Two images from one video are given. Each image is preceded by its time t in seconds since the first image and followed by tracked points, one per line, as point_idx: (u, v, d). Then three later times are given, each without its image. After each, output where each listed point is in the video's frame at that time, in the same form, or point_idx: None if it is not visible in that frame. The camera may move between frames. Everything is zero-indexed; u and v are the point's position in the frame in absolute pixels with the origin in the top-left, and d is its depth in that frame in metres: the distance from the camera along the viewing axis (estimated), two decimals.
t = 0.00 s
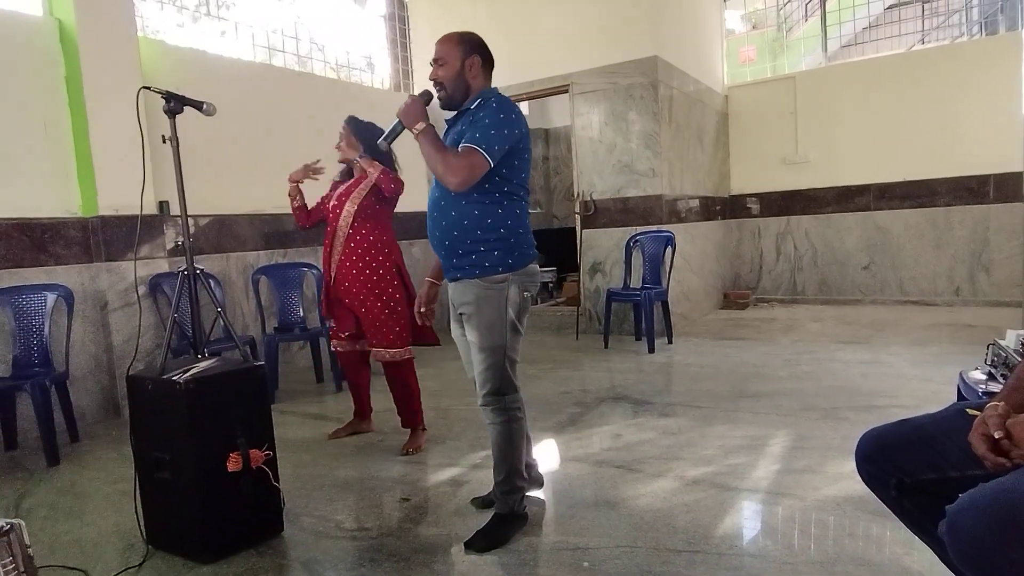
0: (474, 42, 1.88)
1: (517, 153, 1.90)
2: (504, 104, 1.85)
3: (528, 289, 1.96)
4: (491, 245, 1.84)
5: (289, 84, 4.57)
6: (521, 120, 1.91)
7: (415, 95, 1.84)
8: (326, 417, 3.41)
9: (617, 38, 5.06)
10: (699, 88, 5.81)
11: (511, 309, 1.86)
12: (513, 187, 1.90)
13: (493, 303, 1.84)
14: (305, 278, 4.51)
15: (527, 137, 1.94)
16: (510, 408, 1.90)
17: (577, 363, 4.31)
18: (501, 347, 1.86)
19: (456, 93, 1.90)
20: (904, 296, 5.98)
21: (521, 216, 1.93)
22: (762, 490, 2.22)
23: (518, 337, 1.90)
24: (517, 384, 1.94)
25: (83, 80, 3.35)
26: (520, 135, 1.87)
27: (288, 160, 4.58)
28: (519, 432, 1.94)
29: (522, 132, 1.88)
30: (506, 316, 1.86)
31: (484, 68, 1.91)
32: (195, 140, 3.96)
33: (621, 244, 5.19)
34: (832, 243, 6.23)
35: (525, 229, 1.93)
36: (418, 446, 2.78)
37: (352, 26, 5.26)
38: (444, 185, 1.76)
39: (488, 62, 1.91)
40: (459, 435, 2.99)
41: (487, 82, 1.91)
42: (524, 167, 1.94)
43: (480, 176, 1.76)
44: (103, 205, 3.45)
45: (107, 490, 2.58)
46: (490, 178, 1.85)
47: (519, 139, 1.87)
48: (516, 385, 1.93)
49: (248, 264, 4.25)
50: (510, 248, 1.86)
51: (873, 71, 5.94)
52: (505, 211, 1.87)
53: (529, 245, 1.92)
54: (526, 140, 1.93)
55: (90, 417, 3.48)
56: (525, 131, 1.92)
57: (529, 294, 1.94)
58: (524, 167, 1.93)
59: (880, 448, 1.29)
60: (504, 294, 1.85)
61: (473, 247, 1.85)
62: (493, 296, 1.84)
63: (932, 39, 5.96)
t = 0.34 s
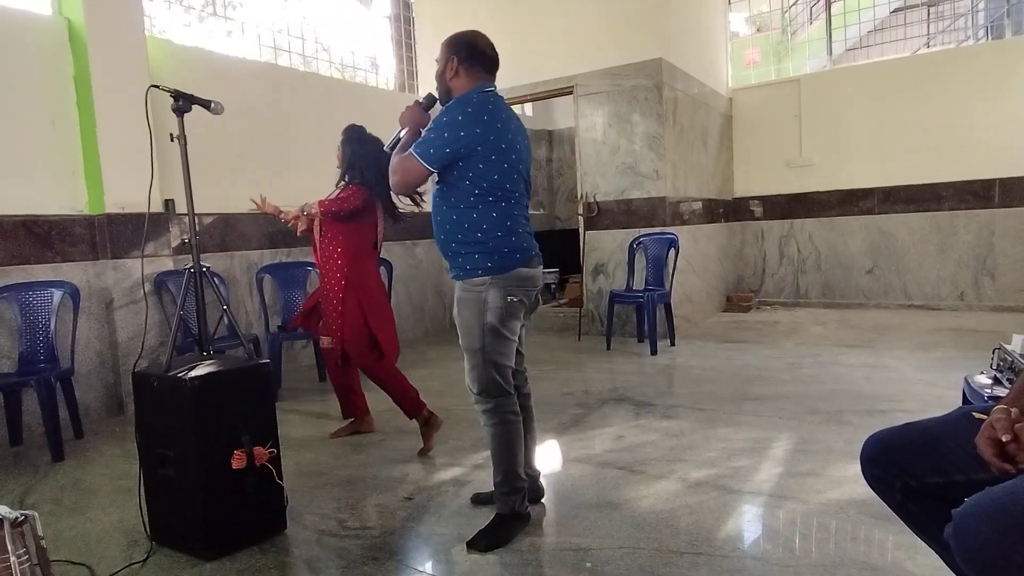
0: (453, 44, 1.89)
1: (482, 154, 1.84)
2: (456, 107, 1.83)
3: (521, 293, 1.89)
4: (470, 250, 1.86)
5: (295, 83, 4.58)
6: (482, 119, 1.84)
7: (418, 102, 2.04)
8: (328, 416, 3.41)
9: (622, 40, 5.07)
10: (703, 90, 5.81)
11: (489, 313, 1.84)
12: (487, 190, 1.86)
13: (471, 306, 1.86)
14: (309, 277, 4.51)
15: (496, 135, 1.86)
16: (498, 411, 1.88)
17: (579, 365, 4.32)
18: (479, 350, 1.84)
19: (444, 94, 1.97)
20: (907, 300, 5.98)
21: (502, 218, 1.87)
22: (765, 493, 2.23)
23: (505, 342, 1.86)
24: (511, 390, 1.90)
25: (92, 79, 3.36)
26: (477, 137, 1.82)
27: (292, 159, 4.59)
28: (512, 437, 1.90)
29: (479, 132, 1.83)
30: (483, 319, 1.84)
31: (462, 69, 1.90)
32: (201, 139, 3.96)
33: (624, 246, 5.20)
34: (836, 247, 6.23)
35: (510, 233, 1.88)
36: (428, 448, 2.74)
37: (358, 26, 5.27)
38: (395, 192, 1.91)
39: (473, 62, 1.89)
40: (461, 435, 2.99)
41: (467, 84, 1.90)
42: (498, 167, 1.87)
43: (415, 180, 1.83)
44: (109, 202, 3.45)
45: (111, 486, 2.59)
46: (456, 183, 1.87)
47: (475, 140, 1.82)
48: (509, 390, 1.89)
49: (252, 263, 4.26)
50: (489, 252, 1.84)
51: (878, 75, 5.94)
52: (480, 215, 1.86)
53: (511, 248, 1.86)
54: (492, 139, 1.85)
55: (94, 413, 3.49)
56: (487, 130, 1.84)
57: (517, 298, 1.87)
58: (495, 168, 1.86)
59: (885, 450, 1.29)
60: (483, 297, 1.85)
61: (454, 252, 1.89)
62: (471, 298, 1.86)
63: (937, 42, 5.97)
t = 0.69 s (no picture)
0: (456, 53, 1.92)
1: (465, 160, 1.85)
2: (440, 116, 1.87)
3: (510, 294, 1.85)
4: (461, 252, 1.88)
5: (299, 85, 4.60)
6: (464, 125, 1.84)
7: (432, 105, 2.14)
8: (330, 417, 3.41)
9: (626, 42, 5.07)
10: (707, 93, 5.81)
11: (473, 313, 1.83)
12: (473, 195, 1.86)
13: (460, 306, 1.87)
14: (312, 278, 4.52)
15: (479, 141, 1.85)
16: (487, 412, 1.87)
17: (582, 367, 4.31)
18: (464, 350, 1.84)
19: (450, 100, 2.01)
20: (911, 304, 5.96)
21: (491, 222, 1.86)
22: (767, 497, 2.22)
23: (491, 343, 1.83)
24: (501, 391, 1.87)
25: (96, 79, 3.38)
26: (458, 144, 1.84)
27: (297, 161, 4.60)
28: (503, 439, 1.88)
29: (457, 138, 1.84)
30: (467, 320, 1.84)
31: (464, 79, 1.93)
32: (205, 139, 3.98)
33: (627, 248, 5.20)
34: (839, 250, 6.22)
35: (499, 237, 1.85)
36: (430, 446, 2.77)
37: (362, 28, 5.29)
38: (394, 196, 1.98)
39: (473, 71, 1.91)
40: (462, 437, 2.99)
41: (467, 92, 1.93)
42: (483, 172, 1.85)
43: (405, 183, 1.89)
44: (113, 203, 3.46)
45: (113, 486, 2.59)
46: (448, 188, 1.91)
47: (454, 146, 1.84)
48: (499, 392, 1.86)
49: (255, 264, 4.26)
50: (476, 254, 1.85)
51: (882, 78, 5.93)
52: (469, 219, 1.87)
53: (495, 251, 1.84)
54: (473, 145, 1.84)
55: (97, 413, 3.50)
56: (468, 136, 1.84)
57: (504, 299, 1.84)
58: (479, 173, 1.85)
59: (886, 456, 1.29)
60: (469, 297, 1.85)
61: (450, 254, 1.93)
62: (460, 299, 1.88)
63: (941, 46, 6.00)
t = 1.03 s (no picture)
0: (476, 59, 1.94)
1: (482, 164, 1.86)
2: (458, 120, 1.87)
3: (517, 295, 1.86)
4: (475, 254, 1.89)
5: (302, 85, 4.60)
6: (482, 130, 1.85)
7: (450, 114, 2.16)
8: (331, 417, 3.41)
9: (628, 43, 5.07)
10: (710, 94, 5.81)
11: (480, 310, 1.83)
12: (488, 198, 1.87)
13: (467, 302, 1.87)
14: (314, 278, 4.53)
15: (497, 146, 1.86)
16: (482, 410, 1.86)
17: (583, 368, 4.31)
18: (467, 345, 1.84)
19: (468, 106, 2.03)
20: (913, 306, 5.95)
21: (505, 225, 1.87)
22: (768, 498, 2.22)
23: (494, 342, 1.83)
24: (498, 391, 1.86)
25: (99, 80, 3.38)
26: (476, 148, 1.84)
27: (299, 161, 4.60)
28: (496, 438, 1.87)
29: (476, 143, 1.84)
30: (474, 316, 1.84)
31: (483, 84, 1.94)
32: (207, 140, 3.98)
33: (629, 249, 5.20)
34: (841, 252, 6.21)
35: (513, 240, 1.86)
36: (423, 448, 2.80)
37: (365, 28, 5.29)
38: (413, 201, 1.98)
39: (493, 78, 1.93)
40: (464, 437, 2.99)
41: (486, 98, 1.94)
42: (499, 176, 1.86)
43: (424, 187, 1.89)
44: (115, 203, 3.47)
45: (114, 485, 2.60)
46: (463, 191, 1.91)
47: (472, 150, 1.84)
48: (496, 391, 1.86)
49: (257, 264, 4.27)
50: (490, 256, 1.86)
51: (885, 79, 5.92)
52: (483, 221, 1.88)
53: (509, 253, 1.85)
54: (492, 149, 1.85)
55: (99, 413, 3.50)
56: (487, 141, 1.85)
57: (512, 299, 1.85)
58: (496, 177, 1.86)
59: (887, 459, 1.28)
60: (478, 293, 1.86)
61: (463, 255, 1.94)
62: (468, 294, 1.88)
63: (944, 48, 5.94)
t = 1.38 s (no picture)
0: (493, 59, 1.97)
1: (508, 161, 1.89)
2: (486, 116, 1.89)
3: (537, 293, 1.91)
4: (492, 250, 1.91)
5: (303, 85, 4.60)
6: (510, 128, 1.89)
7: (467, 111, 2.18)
8: (332, 418, 3.41)
9: (629, 44, 5.07)
10: (711, 95, 5.80)
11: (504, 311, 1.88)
12: (510, 195, 1.90)
13: (489, 303, 1.92)
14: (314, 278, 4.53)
15: (523, 144, 1.90)
16: (514, 408, 1.91)
17: (584, 368, 4.31)
18: (494, 346, 1.89)
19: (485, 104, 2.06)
20: (914, 307, 5.95)
21: (525, 223, 1.91)
22: (769, 499, 2.22)
23: (520, 340, 1.89)
24: (528, 387, 1.92)
25: (100, 79, 3.38)
26: (504, 144, 1.87)
27: (300, 162, 4.60)
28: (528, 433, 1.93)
29: (504, 139, 1.87)
30: (498, 317, 1.89)
31: (501, 83, 1.97)
32: (208, 140, 3.98)
33: (630, 250, 5.20)
34: (842, 253, 6.21)
35: (532, 237, 1.90)
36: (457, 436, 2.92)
37: (366, 28, 5.30)
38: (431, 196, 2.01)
39: (511, 77, 1.96)
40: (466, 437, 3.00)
41: (504, 96, 1.97)
42: (524, 174, 1.90)
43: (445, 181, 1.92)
44: (116, 203, 3.47)
45: (115, 485, 2.59)
46: (483, 186, 1.93)
47: (500, 147, 1.87)
48: (526, 387, 1.91)
49: (258, 264, 4.26)
50: (508, 253, 1.89)
51: (886, 80, 5.91)
52: (504, 217, 1.91)
53: (528, 250, 1.89)
54: (519, 147, 1.90)
55: (99, 412, 3.50)
56: (514, 138, 1.89)
57: (533, 298, 1.90)
58: (522, 174, 1.90)
59: (887, 459, 1.28)
60: (499, 295, 1.90)
61: (478, 251, 1.95)
62: (489, 296, 1.92)
63: (945, 49, 5.92)
